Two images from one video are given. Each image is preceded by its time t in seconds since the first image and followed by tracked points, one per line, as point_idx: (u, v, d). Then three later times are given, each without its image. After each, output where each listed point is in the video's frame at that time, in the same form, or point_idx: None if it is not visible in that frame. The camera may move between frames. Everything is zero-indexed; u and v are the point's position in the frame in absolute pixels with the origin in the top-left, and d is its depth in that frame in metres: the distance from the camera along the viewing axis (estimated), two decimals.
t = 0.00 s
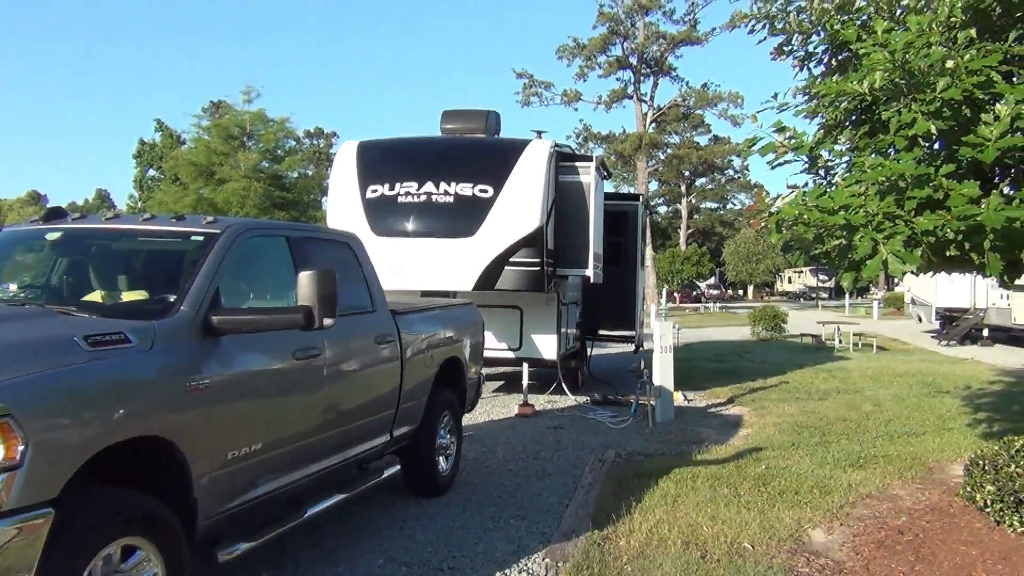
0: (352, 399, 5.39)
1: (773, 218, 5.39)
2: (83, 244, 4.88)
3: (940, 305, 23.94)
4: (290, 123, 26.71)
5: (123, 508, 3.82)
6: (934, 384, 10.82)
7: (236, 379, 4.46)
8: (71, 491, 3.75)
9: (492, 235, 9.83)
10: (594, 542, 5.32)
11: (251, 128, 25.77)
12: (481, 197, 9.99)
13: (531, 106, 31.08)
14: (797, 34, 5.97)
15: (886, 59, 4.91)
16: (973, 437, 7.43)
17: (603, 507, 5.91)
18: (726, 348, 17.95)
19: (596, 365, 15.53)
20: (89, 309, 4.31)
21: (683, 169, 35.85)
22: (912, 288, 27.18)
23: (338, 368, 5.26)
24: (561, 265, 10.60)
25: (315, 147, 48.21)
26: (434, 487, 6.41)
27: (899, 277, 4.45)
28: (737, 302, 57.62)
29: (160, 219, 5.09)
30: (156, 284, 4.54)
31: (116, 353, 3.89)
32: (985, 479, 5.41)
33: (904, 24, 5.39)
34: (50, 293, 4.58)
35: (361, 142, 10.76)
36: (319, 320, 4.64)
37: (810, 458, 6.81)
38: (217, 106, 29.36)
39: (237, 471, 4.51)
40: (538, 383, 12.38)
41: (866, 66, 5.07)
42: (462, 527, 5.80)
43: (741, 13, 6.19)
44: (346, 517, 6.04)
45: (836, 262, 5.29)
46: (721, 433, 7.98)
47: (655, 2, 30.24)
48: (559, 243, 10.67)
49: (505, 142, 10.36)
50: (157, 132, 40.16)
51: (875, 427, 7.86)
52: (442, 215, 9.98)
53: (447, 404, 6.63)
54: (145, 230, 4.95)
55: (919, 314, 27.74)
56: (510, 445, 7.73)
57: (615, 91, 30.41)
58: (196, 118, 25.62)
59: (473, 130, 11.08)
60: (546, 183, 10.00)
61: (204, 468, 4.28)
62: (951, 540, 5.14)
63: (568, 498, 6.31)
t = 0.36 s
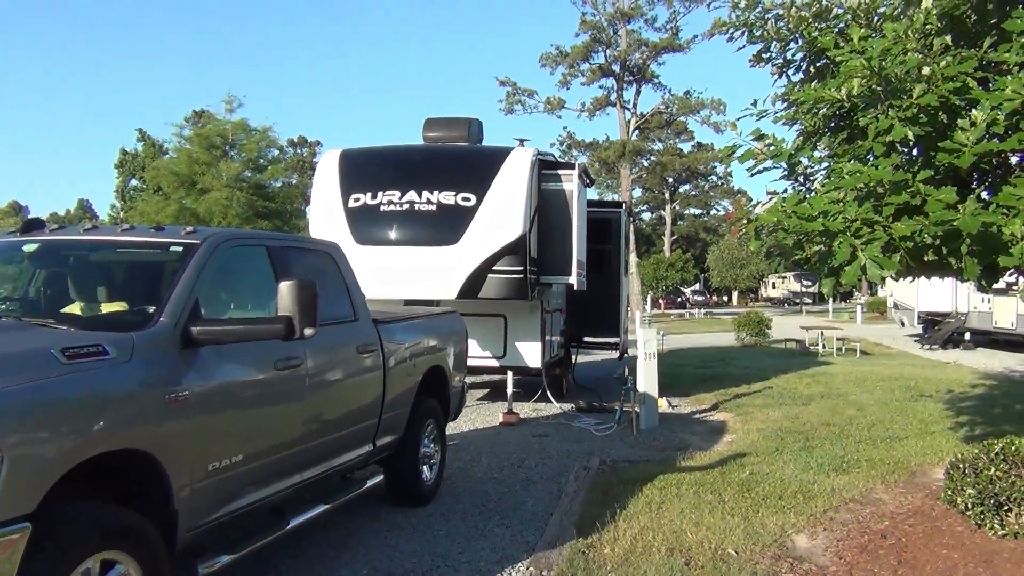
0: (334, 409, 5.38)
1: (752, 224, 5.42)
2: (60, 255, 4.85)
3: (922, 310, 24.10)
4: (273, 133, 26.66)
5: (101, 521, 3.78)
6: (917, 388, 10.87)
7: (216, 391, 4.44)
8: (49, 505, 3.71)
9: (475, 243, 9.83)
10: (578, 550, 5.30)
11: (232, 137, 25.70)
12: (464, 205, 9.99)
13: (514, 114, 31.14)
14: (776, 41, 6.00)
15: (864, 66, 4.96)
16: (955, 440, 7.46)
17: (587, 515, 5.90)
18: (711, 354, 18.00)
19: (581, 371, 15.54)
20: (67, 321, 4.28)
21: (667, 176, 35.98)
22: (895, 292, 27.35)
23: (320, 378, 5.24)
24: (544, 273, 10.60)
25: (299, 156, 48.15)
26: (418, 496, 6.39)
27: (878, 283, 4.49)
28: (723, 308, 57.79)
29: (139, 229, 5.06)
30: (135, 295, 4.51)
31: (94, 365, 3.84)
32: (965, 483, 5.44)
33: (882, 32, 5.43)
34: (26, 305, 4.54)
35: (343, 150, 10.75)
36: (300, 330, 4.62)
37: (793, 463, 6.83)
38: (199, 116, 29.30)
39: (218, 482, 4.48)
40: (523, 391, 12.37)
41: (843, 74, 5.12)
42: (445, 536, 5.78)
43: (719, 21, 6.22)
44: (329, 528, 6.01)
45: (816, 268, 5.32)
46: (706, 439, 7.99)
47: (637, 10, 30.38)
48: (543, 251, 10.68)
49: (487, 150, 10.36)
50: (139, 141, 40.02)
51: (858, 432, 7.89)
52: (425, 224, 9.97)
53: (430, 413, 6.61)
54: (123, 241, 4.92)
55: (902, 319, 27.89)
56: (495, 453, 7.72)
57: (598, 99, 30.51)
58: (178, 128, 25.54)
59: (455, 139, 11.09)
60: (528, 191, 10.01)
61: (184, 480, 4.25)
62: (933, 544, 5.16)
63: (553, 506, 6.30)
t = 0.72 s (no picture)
0: (319, 422, 5.36)
1: (737, 236, 5.44)
2: (43, 269, 4.83)
3: (910, 319, 24.18)
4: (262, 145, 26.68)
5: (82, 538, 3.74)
6: (905, 397, 10.90)
7: (200, 405, 4.41)
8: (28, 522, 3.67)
9: (463, 255, 9.83)
10: (566, 562, 5.28)
11: (220, 150, 25.72)
12: (451, 217, 10.00)
13: (503, 125, 31.20)
14: (760, 53, 6.05)
15: (846, 78, 4.98)
16: (942, 450, 7.48)
17: (576, 527, 5.88)
18: (700, 364, 18.03)
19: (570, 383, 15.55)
20: (49, 335, 4.26)
21: (656, 187, 36.06)
22: (884, 302, 27.43)
23: (305, 392, 5.22)
24: (533, 284, 10.61)
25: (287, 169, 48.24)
26: (405, 509, 6.36)
27: (861, 293, 4.51)
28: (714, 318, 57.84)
29: (123, 243, 5.04)
30: (119, 309, 4.49)
31: (76, 379, 3.81)
32: (951, 492, 5.45)
33: (866, 44, 5.49)
34: (8, 319, 4.51)
35: (331, 162, 10.75)
36: (285, 344, 4.61)
37: (781, 473, 6.83)
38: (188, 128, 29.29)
39: (201, 498, 4.45)
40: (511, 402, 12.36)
41: (827, 85, 5.14)
42: (433, 549, 5.76)
43: (704, 33, 6.25)
44: (316, 542, 5.98)
45: (801, 278, 5.35)
46: (694, 450, 7.99)
47: (625, 22, 30.54)
48: (531, 262, 10.69)
49: (475, 161, 10.38)
50: (127, 154, 39.96)
51: (846, 442, 7.90)
52: (413, 235, 9.97)
53: (418, 425, 6.60)
54: (107, 254, 4.90)
55: (891, 328, 28.00)
56: (484, 465, 7.70)
57: (586, 110, 30.60)
58: (166, 141, 25.52)
59: (443, 151, 11.11)
60: (515, 202, 10.03)
61: (166, 496, 4.22)
62: (920, 554, 5.16)
63: (541, 518, 6.29)
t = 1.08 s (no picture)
0: (309, 436, 5.34)
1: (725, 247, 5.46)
2: (31, 283, 4.83)
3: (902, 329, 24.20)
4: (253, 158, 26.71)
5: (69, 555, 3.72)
6: (897, 407, 10.91)
7: (188, 419, 4.40)
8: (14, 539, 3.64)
9: (454, 267, 9.84)
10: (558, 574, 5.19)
11: (212, 163, 25.76)
12: (443, 229, 10.01)
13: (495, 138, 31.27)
14: (748, 65, 6.08)
15: (833, 90, 5.01)
16: (933, 460, 7.47)
17: (568, 539, 5.86)
18: (693, 375, 18.03)
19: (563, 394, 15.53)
20: (36, 350, 4.24)
21: (649, 198, 36.12)
22: (876, 312, 27.45)
23: (295, 405, 5.21)
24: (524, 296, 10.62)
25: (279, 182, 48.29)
26: (397, 523, 6.34)
27: (850, 304, 4.52)
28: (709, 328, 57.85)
29: (111, 257, 5.04)
30: (107, 324, 4.48)
31: (62, 395, 3.79)
32: (941, 502, 5.45)
33: (852, 55, 5.53)
34: None
35: (322, 175, 10.77)
36: (273, 357, 4.61)
37: (773, 484, 6.82)
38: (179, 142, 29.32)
39: (190, 513, 4.43)
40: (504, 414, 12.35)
41: (814, 97, 5.16)
42: (424, 562, 5.74)
43: (693, 45, 6.28)
44: (307, 556, 5.95)
45: (792, 289, 5.36)
46: (687, 461, 7.98)
47: (616, 34, 30.69)
48: (524, 273, 10.70)
49: (467, 173, 10.40)
50: (119, 167, 39.98)
51: (838, 452, 7.89)
52: (404, 248, 9.98)
53: (409, 438, 6.58)
54: (95, 268, 4.90)
55: (884, 338, 28.02)
56: (476, 478, 7.68)
57: (578, 122, 30.67)
58: (157, 154, 25.54)
59: (434, 163, 11.13)
60: (506, 214, 10.04)
61: (154, 511, 4.19)
62: (911, 564, 5.16)
63: (533, 531, 6.27)
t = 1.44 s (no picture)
0: (300, 448, 5.32)
1: (715, 258, 5.47)
2: (21, 297, 4.82)
3: (896, 339, 24.21)
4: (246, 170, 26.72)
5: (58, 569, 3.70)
6: (891, 417, 10.90)
7: (178, 433, 4.38)
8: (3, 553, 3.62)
9: (447, 278, 9.84)
10: None
11: (205, 175, 25.78)
12: (435, 241, 10.01)
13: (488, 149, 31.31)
14: (738, 76, 6.09)
15: (823, 101, 5.02)
16: (926, 470, 7.46)
17: (561, 551, 5.84)
18: (687, 385, 18.02)
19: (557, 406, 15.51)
20: (26, 364, 4.22)
21: (643, 209, 36.16)
22: (870, 321, 27.47)
23: (286, 417, 5.20)
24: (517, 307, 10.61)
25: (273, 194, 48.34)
26: (389, 535, 6.32)
27: (840, 314, 4.52)
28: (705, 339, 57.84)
29: (101, 270, 5.03)
30: (96, 337, 4.47)
31: (52, 409, 3.77)
32: (934, 513, 5.44)
33: (841, 67, 5.55)
34: None
35: (315, 187, 10.78)
36: (264, 370, 4.60)
37: (767, 495, 6.81)
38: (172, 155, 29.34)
39: (180, 527, 4.40)
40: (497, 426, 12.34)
41: (805, 108, 5.19)
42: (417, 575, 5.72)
43: (683, 57, 6.30)
44: (299, 570, 5.92)
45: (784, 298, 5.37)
46: (681, 472, 7.96)
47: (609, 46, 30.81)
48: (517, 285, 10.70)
49: (459, 185, 10.41)
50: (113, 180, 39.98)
51: (832, 462, 7.89)
52: (397, 260, 9.98)
53: (401, 450, 6.56)
54: (85, 281, 4.89)
55: (878, 347, 28.03)
56: (469, 490, 7.66)
57: (572, 133, 30.73)
58: (150, 166, 25.55)
59: (427, 175, 11.15)
60: (499, 225, 10.05)
61: (144, 525, 4.17)
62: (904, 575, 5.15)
63: (526, 543, 6.25)
